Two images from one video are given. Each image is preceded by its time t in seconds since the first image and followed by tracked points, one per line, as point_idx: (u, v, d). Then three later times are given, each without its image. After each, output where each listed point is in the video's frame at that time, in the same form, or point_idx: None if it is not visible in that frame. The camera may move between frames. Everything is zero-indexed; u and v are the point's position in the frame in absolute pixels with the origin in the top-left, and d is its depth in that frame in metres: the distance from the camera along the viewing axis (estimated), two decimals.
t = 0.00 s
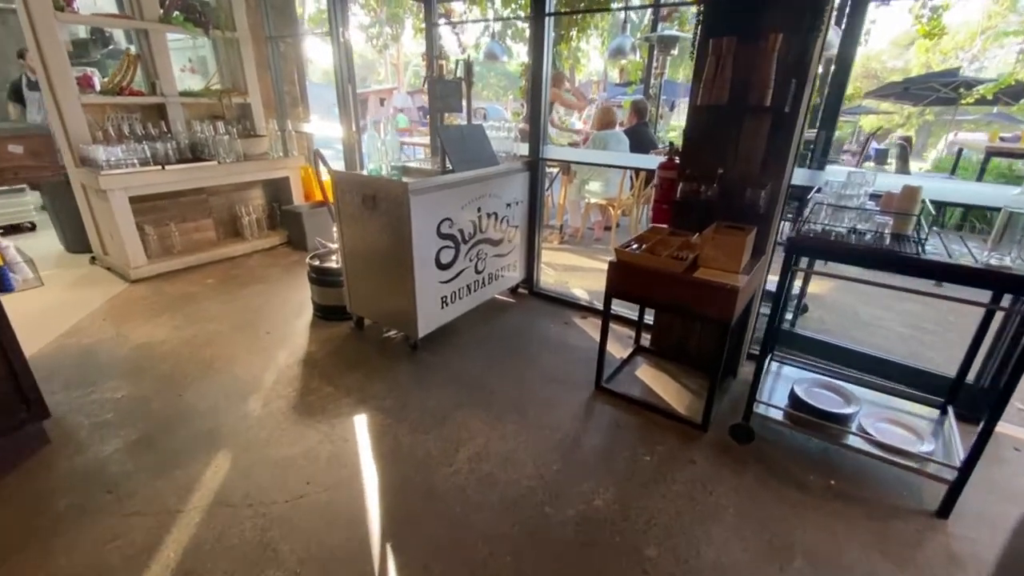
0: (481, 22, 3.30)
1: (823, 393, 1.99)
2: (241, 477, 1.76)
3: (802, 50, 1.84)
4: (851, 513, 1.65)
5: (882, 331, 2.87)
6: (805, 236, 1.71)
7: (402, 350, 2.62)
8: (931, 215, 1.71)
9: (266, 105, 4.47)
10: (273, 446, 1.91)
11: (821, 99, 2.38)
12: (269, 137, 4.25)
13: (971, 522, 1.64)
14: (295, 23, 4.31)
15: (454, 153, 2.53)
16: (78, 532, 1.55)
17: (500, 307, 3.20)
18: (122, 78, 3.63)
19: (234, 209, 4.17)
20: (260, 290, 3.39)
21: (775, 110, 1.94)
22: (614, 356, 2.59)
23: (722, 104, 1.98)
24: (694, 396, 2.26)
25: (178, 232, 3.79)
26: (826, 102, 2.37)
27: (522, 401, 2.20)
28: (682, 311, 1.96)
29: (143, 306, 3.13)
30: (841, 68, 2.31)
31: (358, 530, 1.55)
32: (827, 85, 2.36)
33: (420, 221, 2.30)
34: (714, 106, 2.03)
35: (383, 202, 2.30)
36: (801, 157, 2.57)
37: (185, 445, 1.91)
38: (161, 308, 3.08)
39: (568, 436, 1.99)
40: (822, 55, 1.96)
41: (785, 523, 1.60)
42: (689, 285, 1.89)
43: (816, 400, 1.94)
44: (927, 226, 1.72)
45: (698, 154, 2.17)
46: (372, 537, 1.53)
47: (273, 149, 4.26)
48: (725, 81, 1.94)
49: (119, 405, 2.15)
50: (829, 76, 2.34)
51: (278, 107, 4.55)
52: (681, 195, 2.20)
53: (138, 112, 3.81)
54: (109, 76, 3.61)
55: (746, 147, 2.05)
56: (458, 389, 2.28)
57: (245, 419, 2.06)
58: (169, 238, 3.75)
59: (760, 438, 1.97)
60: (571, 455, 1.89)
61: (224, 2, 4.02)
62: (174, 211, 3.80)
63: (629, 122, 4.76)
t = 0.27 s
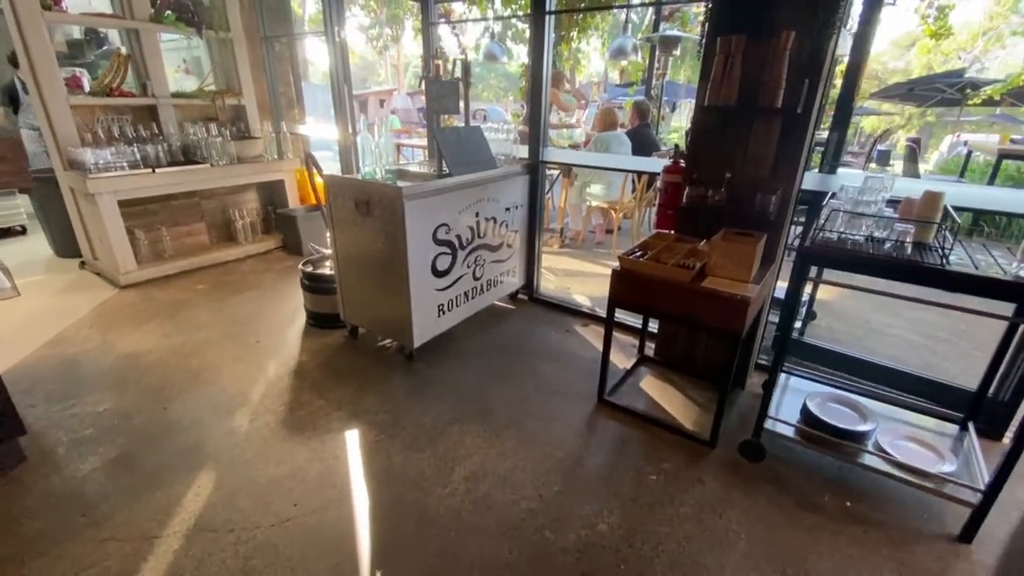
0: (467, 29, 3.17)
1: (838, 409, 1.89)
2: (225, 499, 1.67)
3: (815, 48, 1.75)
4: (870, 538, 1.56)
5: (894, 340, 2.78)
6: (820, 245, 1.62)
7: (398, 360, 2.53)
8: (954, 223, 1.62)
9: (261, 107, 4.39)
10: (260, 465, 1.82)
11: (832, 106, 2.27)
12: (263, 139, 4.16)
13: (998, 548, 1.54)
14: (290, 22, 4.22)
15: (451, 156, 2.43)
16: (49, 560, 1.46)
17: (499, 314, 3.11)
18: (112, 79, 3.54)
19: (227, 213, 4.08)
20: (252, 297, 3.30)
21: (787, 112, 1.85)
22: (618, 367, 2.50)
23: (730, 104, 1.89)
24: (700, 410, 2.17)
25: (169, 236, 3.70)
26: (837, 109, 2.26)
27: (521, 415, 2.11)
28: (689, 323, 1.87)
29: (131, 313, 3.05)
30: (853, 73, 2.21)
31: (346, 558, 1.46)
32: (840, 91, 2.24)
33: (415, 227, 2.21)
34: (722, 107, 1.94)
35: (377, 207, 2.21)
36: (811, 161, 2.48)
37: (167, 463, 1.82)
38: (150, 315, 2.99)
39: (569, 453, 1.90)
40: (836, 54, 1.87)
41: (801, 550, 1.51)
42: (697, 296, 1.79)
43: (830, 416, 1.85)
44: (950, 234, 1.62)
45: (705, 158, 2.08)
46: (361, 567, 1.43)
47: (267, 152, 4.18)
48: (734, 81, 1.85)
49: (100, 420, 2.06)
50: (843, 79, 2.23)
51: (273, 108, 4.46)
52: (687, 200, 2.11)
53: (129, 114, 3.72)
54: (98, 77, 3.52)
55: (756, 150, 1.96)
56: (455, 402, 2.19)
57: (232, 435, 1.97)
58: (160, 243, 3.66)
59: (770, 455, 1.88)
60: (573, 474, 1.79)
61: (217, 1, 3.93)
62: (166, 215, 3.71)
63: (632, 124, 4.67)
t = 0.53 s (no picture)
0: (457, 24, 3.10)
1: (849, 420, 1.82)
2: (209, 515, 1.60)
3: (825, 45, 1.68)
4: (885, 556, 1.49)
5: (903, 345, 2.70)
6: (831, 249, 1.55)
7: (392, 366, 2.45)
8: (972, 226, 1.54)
9: (255, 107, 4.32)
10: (246, 478, 1.75)
11: (840, 109, 2.16)
12: (257, 140, 4.09)
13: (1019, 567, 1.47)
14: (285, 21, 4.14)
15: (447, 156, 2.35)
16: None
17: (497, 318, 3.03)
18: (103, 78, 3.46)
19: (221, 214, 4.01)
20: (245, 300, 3.23)
21: (795, 110, 1.78)
22: (619, 373, 2.42)
23: (736, 104, 1.83)
24: (704, 419, 2.10)
25: (161, 239, 3.63)
26: (845, 112, 2.15)
27: (520, 424, 2.03)
28: (693, 330, 1.79)
29: (121, 317, 2.97)
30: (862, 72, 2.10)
31: None
32: (848, 91, 2.14)
33: (409, 229, 2.13)
34: (727, 106, 1.87)
35: (370, 209, 2.14)
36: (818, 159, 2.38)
37: (151, 476, 1.75)
38: (139, 320, 2.92)
39: (569, 465, 1.83)
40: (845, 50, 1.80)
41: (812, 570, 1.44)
42: (701, 302, 1.72)
43: (840, 427, 1.77)
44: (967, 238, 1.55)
45: (709, 159, 2.01)
46: None
47: (261, 152, 4.11)
48: (740, 80, 1.78)
49: (83, 430, 1.98)
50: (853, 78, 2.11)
51: (268, 108, 4.39)
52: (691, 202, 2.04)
53: (120, 113, 3.64)
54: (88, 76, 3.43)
55: (763, 151, 1.89)
56: (451, 411, 2.12)
57: (219, 446, 1.90)
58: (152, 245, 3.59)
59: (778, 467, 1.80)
60: (573, 488, 1.72)
61: None
62: (158, 216, 3.64)
63: (632, 123, 4.59)
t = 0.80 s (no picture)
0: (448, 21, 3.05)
1: (856, 431, 1.75)
2: (190, 532, 1.53)
3: (831, 42, 1.62)
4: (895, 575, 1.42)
5: (909, 350, 2.63)
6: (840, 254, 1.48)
7: (385, 373, 2.39)
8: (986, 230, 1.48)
9: (249, 107, 4.25)
10: (230, 492, 1.68)
11: (844, 109, 2.10)
12: (250, 140, 4.02)
13: None
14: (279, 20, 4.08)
15: (441, 157, 2.28)
16: None
17: (493, 322, 2.97)
18: (92, 78, 3.39)
19: (213, 216, 3.94)
20: (236, 304, 3.16)
21: (800, 110, 1.72)
22: (618, 380, 2.36)
23: (738, 104, 1.76)
24: (705, 428, 2.03)
25: (152, 241, 3.56)
26: (850, 112, 2.09)
27: (515, 434, 1.97)
28: (694, 338, 1.73)
29: (108, 322, 2.91)
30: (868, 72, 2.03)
31: None
32: (852, 90, 2.08)
33: (401, 233, 2.07)
34: (729, 105, 1.80)
35: (361, 212, 2.07)
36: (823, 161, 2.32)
37: (131, 490, 1.69)
38: (127, 325, 2.85)
39: (566, 477, 1.76)
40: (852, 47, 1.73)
41: None
42: (703, 309, 1.66)
43: (847, 439, 1.71)
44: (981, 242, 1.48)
45: (710, 159, 1.95)
46: None
47: (255, 153, 4.04)
48: (743, 78, 1.72)
49: (63, 441, 1.92)
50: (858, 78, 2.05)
51: (262, 108, 4.32)
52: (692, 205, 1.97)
53: (110, 113, 3.58)
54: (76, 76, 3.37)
55: (767, 152, 1.83)
56: (444, 420, 2.05)
57: (203, 458, 1.83)
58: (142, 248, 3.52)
59: (782, 479, 1.74)
60: (570, 502, 1.65)
61: None
62: (148, 219, 3.58)
63: (631, 124, 4.53)
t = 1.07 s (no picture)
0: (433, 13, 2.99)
1: (859, 442, 1.69)
2: (162, 551, 1.46)
3: (833, 37, 1.55)
4: None
5: (912, 356, 2.56)
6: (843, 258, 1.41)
7: (373, 380, 2.32)
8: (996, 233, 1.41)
9: (239, 107, 4.18)
10: (207, 507, 1.62)
11: (845, 109, 2.02)
12: (240, 141, 3.94)
13: None
14: (269, 18, 4.01)
15: (431, 158, 2.21)
16: None
17: (486, 327, 2.90)
18: (78, 77, 3.30)
19: (202, 218, 3.87)
20: (224, 308, 3.09)
21: (801, 108, 1.65)
22: (612, 387, 2.29)
23: (736, 102, 1.70)
24: (703, 438, 1.96)
25: (139, 244, 3.49)
26: (851, 112, 2.01)
27: (505, 445, 1.90)
28: (691, 346, 1.66)
29: (91, 326, 2.84)
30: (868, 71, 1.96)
31: None
32: (852, 90, 2.01)
33: (388, 235, 2.00)
34: (726, 103, 1.74)
35: (347, 215, 2.00)
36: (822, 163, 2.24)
37: (104, 506, 1.62)
38: (110, 330, 2.78)
39: (556, 491, 1.69)
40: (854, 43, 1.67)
41: None
42: (699, 316, 1.59)
43: (850, 452, 1.64)
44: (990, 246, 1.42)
45: (707, 160, 1.88)
46: None
47: (245, 154, 3.97)
48: (741, 75, 1.65)
49: (36, 453, 1.85)
50: (859, 76, 1.98)
51: (253, 108, 4.25)
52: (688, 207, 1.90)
53: (96, 113, 3.50)
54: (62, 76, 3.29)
55: (766, 152, 1.76)
56: (432, 430, 1.98)
57: (181, 470, 1.77)
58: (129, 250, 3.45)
59: (782, 493, 1.67)
60: (560, 518, 1.58)
61: None
62: (135, 221, 3.50)
63: (629, 124, 4.45)
